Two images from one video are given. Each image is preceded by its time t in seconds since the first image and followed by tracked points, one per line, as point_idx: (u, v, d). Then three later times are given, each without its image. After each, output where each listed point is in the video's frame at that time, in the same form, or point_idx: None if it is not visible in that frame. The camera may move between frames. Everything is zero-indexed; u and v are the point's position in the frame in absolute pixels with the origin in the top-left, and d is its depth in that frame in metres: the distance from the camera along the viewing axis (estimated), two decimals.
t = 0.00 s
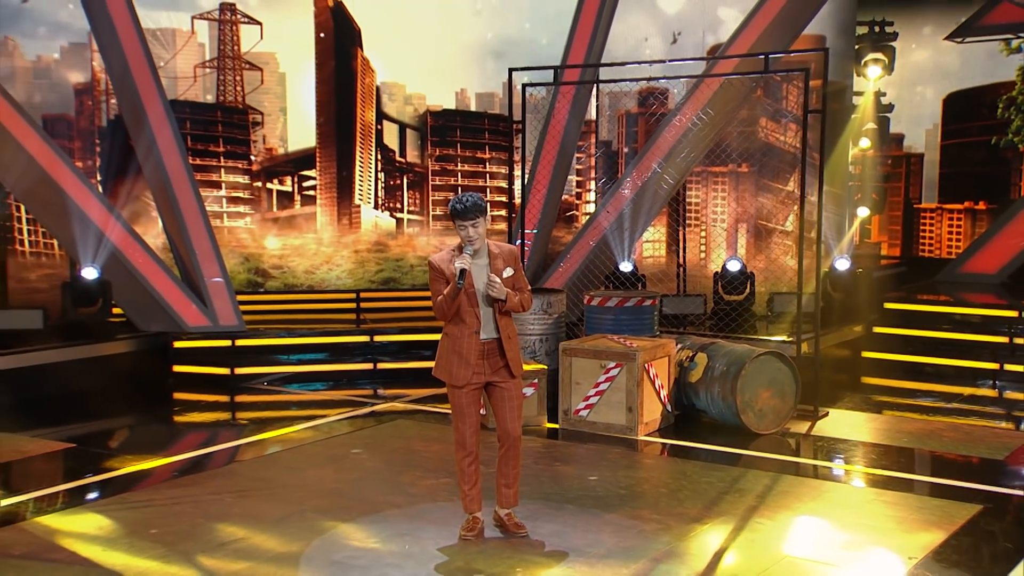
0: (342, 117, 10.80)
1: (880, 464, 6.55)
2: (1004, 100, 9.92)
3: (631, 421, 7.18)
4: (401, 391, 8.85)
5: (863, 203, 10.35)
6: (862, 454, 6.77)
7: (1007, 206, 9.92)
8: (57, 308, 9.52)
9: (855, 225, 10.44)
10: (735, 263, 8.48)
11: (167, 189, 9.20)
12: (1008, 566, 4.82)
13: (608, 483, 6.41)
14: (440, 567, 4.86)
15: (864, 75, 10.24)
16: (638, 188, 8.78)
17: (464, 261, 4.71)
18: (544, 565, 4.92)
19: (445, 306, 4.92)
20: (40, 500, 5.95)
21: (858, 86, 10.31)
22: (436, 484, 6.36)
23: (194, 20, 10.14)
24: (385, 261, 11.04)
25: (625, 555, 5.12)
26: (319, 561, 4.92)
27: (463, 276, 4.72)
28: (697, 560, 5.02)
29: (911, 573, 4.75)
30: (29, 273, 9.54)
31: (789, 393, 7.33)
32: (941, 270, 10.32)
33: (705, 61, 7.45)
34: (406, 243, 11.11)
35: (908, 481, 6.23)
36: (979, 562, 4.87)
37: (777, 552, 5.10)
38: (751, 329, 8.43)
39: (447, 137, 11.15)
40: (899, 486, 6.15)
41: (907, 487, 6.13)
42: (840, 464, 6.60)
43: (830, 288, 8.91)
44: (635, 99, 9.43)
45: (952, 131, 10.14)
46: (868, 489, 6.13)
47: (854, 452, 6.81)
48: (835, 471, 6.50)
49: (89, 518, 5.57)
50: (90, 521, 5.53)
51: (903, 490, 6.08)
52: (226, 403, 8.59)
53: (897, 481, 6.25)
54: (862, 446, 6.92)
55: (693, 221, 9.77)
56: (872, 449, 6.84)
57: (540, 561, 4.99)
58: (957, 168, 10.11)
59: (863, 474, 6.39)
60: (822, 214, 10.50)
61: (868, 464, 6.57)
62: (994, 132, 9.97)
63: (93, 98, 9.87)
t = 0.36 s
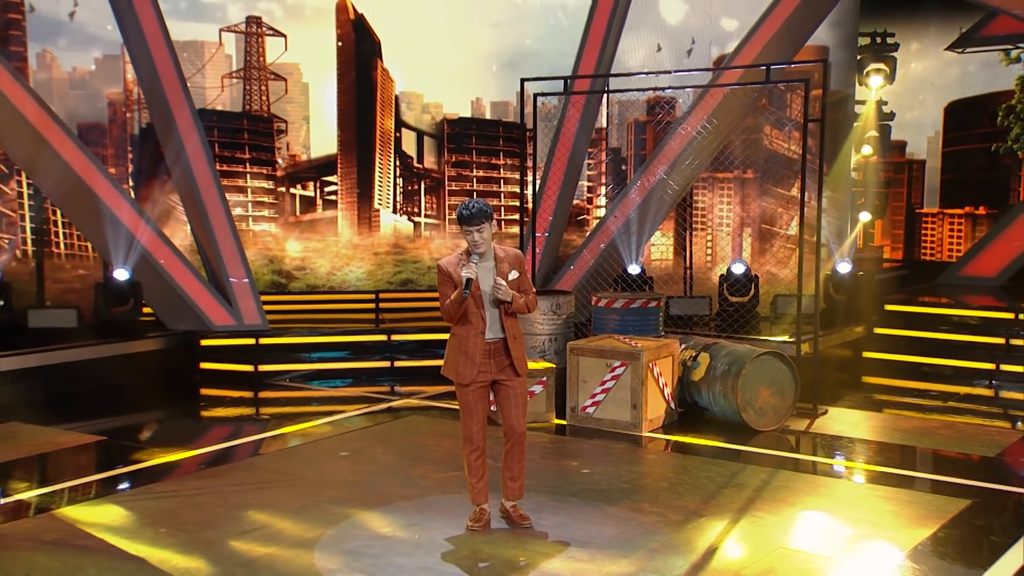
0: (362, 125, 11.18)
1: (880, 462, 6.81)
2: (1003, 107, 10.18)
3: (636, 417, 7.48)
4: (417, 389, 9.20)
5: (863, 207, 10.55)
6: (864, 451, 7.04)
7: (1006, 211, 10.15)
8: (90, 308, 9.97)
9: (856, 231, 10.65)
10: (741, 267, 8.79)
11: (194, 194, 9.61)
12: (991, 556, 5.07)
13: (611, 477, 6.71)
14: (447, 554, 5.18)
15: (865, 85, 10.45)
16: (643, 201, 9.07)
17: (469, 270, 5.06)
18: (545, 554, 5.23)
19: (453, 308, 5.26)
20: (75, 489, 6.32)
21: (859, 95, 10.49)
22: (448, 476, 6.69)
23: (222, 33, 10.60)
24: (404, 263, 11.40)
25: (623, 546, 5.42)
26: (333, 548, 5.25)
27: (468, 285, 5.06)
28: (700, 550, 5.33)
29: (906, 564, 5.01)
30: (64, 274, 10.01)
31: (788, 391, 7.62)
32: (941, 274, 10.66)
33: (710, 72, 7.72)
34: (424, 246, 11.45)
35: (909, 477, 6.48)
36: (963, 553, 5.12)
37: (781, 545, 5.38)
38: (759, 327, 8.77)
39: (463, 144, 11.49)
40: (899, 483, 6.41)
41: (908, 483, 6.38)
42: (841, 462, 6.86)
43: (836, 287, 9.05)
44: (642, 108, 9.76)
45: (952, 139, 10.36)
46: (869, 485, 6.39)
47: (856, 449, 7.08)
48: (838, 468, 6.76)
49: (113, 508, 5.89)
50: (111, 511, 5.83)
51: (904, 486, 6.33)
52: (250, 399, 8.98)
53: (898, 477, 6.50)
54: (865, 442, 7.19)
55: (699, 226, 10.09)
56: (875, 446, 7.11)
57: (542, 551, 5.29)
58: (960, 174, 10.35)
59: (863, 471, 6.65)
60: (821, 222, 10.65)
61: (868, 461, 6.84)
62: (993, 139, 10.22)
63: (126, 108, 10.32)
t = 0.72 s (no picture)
0: (377, 131, 11.55)
1: (879, 458, 7.07)
2: (998, 116, 10.39)
3: (636, 414, 7.78)
4: (428, 386, 9.55)
5: (863, 211, 10.82)
6: (864, 449, 7.29)
7: (1000, 215, 10.45)
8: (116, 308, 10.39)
9: (854, 234, 10.92)
10: (740, 269, 9.03)
11: (216, 198, 9.99)
12: (970, 548, 5.35)
13: (611, 471, 7.02)
14: (451, 544, 5.49)
15: (864, 93, 10.61)
16: (645, 205, 9.40)
17: (471, 279, 5.41)
18: (544, 543, 5.54)
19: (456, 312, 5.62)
20: (101, 480, 6.68)
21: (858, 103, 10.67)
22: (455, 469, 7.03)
23: (243, 44, 10.94)
24: (417, 265, 11.77)
25: (618, 537, 5.73)
26: (344, 536, 5.58)
27: (468, 293, 5.42)
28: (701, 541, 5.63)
29: (900, 553, 5.30)
30: (91, 276, 10.43)
31: (784, 389, 7.91)
32: (937, 276, 11.02)
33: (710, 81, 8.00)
34: (436, 248, 11.82)
35: (907, 474, 6.74)
36: (945, 545, 5.41)
37: (783, 536, 5.67)
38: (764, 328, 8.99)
39: (474, 150, 11.84)
40: (898, 478, 6.67)
41: (906, 479, 6.64)
42: (839, 458, 7.13)
43: (834, 287, 9.48)
44: (647, 116, 10.05)
45: (950, 144, 10.67)
46: (866, 480, 6.66)
47: (854, 446, 7.34)
48: (835, 464, 7.02)
49: (136, 498, 6.24)
50: (135, 501, 6.19)
51: (903, 482, 6.59)
52: (268, 395, 9.36)
53: (897, 473, 6.76)
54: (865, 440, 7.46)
55: (701, 230, 10.41)
56: (875, 442, 7.38)
57: (541, 540, 5.61)
58: (960, 180, 10.65)
59: (861, 467, 6.91)
60: (819, 226, 10.89)
61: (865, 457, 7.11)
62: (990, 145, 10.48)
63: (151, 116, 10.75)
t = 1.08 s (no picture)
0: (392, 138, 11.90)
1: (876, 455, 7.33)
2: (995, 122, 10.91)
3: (638, 412, 8.07)
4: (439, 384, 9.89)
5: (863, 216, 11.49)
6: (862, 447, 7.53)
7: (996, 219, 10.89)
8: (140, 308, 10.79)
9: (854, 237, 11.56)
10: (742, 272, 9.36)
11: (236, 203, 10.36)
12: (956, 543, 5.59)
13: (613, 466, 7.31)
14: (455, 534, 5.78)
15: (864, 101, 11.19)
16: (649, 210, 9.62)
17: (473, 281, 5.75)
18: (545, 535, 5.82)
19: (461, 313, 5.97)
20: (126, 472, 6.99)
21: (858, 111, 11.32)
22: (462, 464, 7.34)
23: (264, 54, 11.31)
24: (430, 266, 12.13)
25: (616, 529, 6.00)
26: (354, 526, 5.89)
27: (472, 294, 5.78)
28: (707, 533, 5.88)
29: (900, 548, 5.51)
30: (117, 276, 10.85)
31: (781, 388, 8.19)
32: (936, 278, 11.47)
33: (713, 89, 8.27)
34: (448, 251, 12.17)
35: (905, 471, 6.98)
36: (930, 540, 5.65)
37: (787, 530, 5.89)
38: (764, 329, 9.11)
39: (485, 156, 12.20)
40: (896, 476, 6.91)
41: (904, 477, 6.88)
42: (838, 455, 7.38)
43: (835, 291, 9.74)
44: (652, 123, 10.41)
45: (947, 151, 11.22)
46: (865, 477, 6.91)
47: (851, 443, 7.60)
48: (834, 461, 7.27)
49: (159, 489, 6.58)
50: (158, 491, 6.52)
51: (900, 479, 6.84)
52: (286, 392, 9.72)
53: (895, 471, 7.00)
54: (863, 438, 7.72)
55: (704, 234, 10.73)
56: (873, 441, 7.64)
57: (542, 531, 5.90)
58: (956, 184, 11.15)
59: (859, 464, 7.17)
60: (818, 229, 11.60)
61: (863, 454, 7.36)
62: (987, 152, 10.97)
63: (176, 124, 11.18)
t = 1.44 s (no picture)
0: (405, 144, 12.30)
1: (872, 453, 7.61)
2: (988, 130, 11.36)
3: (637, 409, 8.39)
4: (447, 382, 10.26)
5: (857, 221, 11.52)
6: (857, 444, 7.82)
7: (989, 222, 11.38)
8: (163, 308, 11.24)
9: (852, 240, 11.63)
10: (741, 275, 9.67)
11: (254, 208, 10.75)
12: (939, 537, 5.88)
13: (613, 461, 7.63)
14: (459, 525, 6.11)
15: (859, 110, 11.63)
16: (650, 216, 9.96)
17: (475, 277, 6.08)
18: (545, 526, 6.14)
19: (464, 313, 6.31)
20: (150, 465, 7.39)
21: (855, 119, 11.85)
22: (468, 459, 7.69)
23: (282, 64, 11.70)
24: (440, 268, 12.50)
25: (613, 520, 6.32)
26: (363, 517, 6.23)
27: (473, 289, 6.09)
28: (710, 526, 6.17)
29: (897, 545, 5.74)
30: (142, 277, 11.31)
31: (776, 387, 8.50)
32: (932, 281, 11.76)
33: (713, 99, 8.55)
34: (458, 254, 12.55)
35: (901, 468, 7.25)
36: (914, 535, 5.93)
37: (788, 525, 6.15)
38: (760, 330, 9.48)
39: (493, 162, 12.58)
40: (891, 472, 7.18)
41: (900, 473, 7.15)
42: (834, 452, 7.67)
43: (831, 293, 9.99)
44: (654, 130, 10.81)
45: (943, 157, 11.62)
46: (861, 474, 7.19)
47: (847, 440, 7.89)
48: (831, 457, 7.56)
49: (179, 480, 6.95)
50: (178, 483, 6.89)
51: (895, 476, 7.11)
52: (301, 389, 10.11)
53: (891, 468, 7.27)
54: (858, 435, 8.01)
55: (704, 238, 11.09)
56: (869, 438, 7.92)
57: (542, 523, 6.23)
58: (946, 187, 11.63)
59: (855, 461, 7.44)
60: (814, 233, 11.76)
61: (860, 451, 7.64)
62: (981, 158, 11.44)
63: (198, 132, 11.62)
